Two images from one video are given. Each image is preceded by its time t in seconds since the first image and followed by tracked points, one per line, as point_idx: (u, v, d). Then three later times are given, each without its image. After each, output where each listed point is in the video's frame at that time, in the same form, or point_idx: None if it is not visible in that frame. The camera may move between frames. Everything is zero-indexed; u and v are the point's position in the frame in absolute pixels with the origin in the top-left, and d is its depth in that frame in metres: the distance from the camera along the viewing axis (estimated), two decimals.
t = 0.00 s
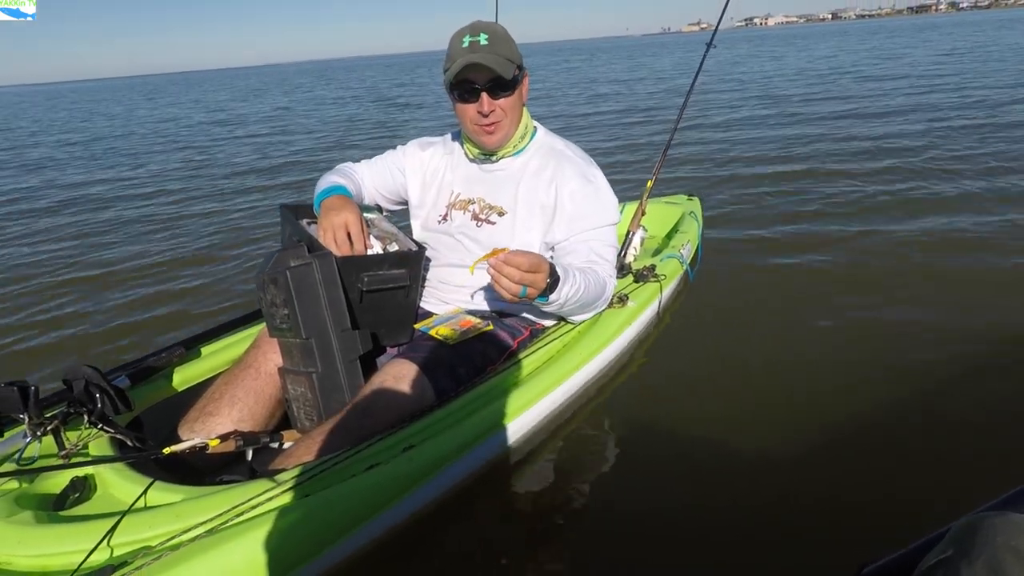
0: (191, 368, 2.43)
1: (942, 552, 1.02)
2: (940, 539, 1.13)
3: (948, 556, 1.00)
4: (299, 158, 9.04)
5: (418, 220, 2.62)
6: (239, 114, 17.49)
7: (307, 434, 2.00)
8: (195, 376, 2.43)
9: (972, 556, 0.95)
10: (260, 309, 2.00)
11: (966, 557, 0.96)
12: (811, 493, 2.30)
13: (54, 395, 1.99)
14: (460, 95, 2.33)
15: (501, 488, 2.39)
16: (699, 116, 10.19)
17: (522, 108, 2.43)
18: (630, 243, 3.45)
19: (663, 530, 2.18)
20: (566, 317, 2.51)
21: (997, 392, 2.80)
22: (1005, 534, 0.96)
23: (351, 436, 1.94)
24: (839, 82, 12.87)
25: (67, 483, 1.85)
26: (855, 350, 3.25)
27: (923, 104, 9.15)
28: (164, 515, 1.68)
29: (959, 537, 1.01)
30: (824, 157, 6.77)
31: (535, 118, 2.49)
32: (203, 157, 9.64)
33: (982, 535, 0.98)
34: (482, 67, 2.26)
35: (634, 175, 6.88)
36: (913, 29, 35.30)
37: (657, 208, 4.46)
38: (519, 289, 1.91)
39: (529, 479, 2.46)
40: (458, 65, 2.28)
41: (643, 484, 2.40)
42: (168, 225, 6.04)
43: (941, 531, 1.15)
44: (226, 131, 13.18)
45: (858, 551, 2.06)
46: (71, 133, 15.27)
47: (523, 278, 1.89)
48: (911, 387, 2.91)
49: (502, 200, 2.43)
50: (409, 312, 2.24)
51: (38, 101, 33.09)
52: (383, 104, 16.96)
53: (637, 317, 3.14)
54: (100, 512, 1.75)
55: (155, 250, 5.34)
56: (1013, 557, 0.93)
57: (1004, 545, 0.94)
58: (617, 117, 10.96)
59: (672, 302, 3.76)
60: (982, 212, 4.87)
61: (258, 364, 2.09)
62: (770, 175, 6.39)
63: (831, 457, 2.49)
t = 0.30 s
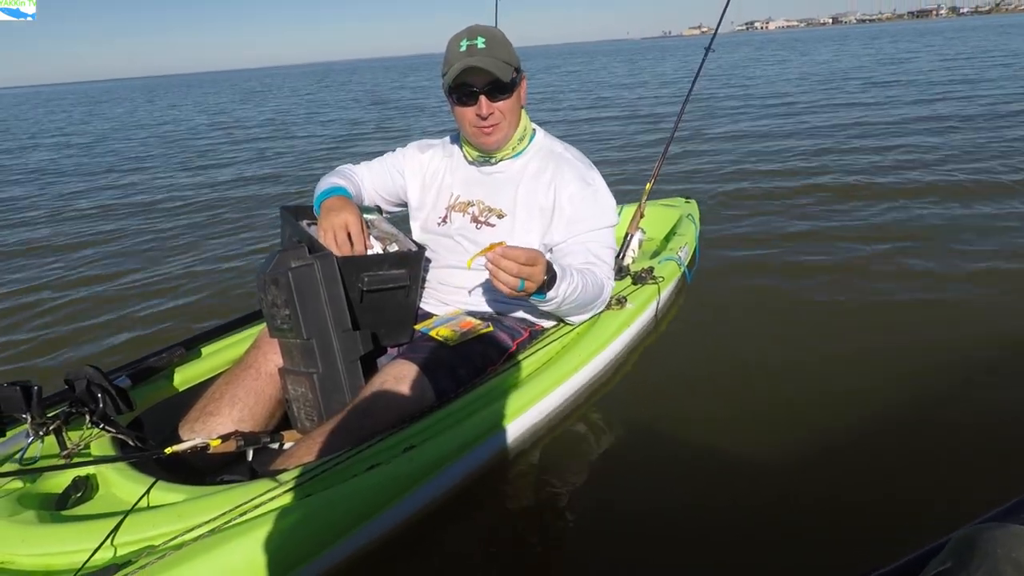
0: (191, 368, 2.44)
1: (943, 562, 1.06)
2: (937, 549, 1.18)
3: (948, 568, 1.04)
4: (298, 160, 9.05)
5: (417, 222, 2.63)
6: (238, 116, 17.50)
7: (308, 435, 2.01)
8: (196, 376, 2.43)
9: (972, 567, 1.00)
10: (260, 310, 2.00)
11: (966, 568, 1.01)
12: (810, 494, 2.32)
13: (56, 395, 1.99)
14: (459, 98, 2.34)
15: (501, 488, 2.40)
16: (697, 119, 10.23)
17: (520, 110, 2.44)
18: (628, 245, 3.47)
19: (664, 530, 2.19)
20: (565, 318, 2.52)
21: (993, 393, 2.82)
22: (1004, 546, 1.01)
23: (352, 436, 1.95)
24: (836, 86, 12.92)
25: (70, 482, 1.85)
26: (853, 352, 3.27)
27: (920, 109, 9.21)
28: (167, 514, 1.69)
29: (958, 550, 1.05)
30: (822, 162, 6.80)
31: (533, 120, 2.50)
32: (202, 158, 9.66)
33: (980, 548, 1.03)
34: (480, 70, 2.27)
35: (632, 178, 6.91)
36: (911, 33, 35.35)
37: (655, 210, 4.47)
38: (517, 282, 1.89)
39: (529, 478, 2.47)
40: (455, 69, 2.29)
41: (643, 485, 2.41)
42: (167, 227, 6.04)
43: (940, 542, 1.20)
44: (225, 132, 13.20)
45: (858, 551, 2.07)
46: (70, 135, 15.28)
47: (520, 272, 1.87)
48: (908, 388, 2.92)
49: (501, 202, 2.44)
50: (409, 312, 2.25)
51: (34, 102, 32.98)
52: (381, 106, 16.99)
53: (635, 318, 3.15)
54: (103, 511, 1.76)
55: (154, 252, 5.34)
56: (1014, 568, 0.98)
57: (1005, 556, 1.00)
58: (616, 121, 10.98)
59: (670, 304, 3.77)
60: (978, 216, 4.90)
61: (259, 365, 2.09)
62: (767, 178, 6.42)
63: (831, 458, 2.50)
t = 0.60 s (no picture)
0: (192, 369, 2.44)
1: (947, 565, 1.08)
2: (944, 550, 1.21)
3: (952, 569, 1.06)
4: (297, 163, 9.06)
5: (417, 222, 2.64)
6: (236, 118, 17.52)
7: (309, 433, 2.01)
8: (197, 377, 2.43)
9: (976, 568, 1.04)
10: (262, 309, 2.00)
11: (971, 569, 1.04)
12: (810, 494, 2.32)
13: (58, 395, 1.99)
14: (457, 98, 2.35)
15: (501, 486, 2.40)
16: (695, 121, 10.27)
17: (519, 110, 2.45)
18: (627, 244, 3.48)
19: (664, 531, 2.19)
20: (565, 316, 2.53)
21: (991, 394, 2.83)
22: (1008, 549, 1.05)
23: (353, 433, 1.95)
24: (833, 89, 12.96)
25: (72, 481, 1.85)
26: (853, 351, 3.28)
27: (917, 111, 9.25)
28: (171, 510, 1.69)
29: (961, 552, 1.08)
30: (819, 163, 6.83)
31: (531, 119, 2.51)
32: (201, 161, 9.67)
33: (984, 550, 1.06)
34: (478, 70, 2.28)
35: (631, 180, 6.94)
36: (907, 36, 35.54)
37: (653, 210, 4.49)
38: (518, 277, 1.89)
39: (528, 477, 2.47)
40: (453, 69, 2.30)
41: (643, 485, 2.41)
42: (167, 230, 6.04)
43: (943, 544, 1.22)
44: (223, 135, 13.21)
45: (860, 550, 2.07)
46: (68, 137, 15.29)
47: (521, 266, 1.87)
48: (907, 388, 2.93)
49: (501, 201, 2.45)
50: (410, 311, 2.25)
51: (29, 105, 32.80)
52: (379, 109, 17.01)
53: (635, 316, 3.16)
54: (106, 509, 1.75)
55: (153, 255, 5.34)
56: (1016, 570, 1.02)
57: (1009, 559, 1.03)
58: (614, 122, 10.99)
59: (669, 304, 3.78)
60: (975, 217, 4.93)
61: (260, 365, 2.10)
62: (765, 179, 6.44)
63: (831, 458, 2.51)
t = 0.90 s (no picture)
0: (196, 369, 2.45)
1: (950, 563, 1.05)
2: (946, 550, 1.16)
3: (955, 568, 1.03)
4: (296, 164, 9.07)
5: (416, 222, 2.66)
6: (235, 119, 17.53)
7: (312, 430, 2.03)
8: (201, 377, 2.45)
9: (980, 567, 1.00)
10: (264, 309, 2.02)
11: (972, 567, 1.01)
12: (810, 495, 2.33)
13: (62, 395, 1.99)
14: (456, 100, 2.37)
15: (500, 484, 2.42)
16: (693, 121, 10.30)
17: (517, 111, 2.47)
18: (625, 242, 3.50)
19: (665, 531, 2.20)
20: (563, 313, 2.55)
21: (988, 394, 2.85)
22: (1012, 546, 1.00)
23: (355, 429, 1.97)
24: (831, 90, 12.97)
25: (78, 478, 1.86)
26: (851, 351, 3.30)
27: (914, 112, 9.28)
28: (175, 505, 1.70)
29: (964, 550, 1.04)
30: (817, 164, 6.85)
31: (529, 120, 2.53)
32: (200, 162, 9.68)
33: (988, 549, 1.02)
34: (477, 72, 2.31)
35: (629, 179, 6.96)
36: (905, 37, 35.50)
37: (651, 209, 4.51)
38: (516, 272, 1.91)
39: (527, 476, 2.48)
40: (453, 71, 2.32)
41: (643, 486, 2.42)
42: (166, 231, 6.03)
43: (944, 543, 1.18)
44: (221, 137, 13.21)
45: (860, 550, 2.09)
46: (67, 137, 15.29)
47: (518, 261, 1.89)
48: (906, 388, 2.95)
49: (499, 201, 2.47)
50: (409, 310, 2.26)
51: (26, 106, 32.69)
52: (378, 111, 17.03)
53: (633, 313, 3.18)
54: (111, 504, 1.77)
55: (153, 256, 5.34)
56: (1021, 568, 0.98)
57: (1014, 558, 0.99)
58: (612, 123, 11.00)
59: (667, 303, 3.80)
60: (972, 217, 4.94)
61: (262, 365, 2.12)
62: (763, 179, 6.46)
63: (830, 458, 2.52)
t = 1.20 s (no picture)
0: (200, 368, 2.47)
1: (953, 562, 1.06)
2: (947, 551, 1.19)
3: (958, 567, 1.04)
4: (296, 165, 9.09)
5: (417, 222, 2.68)
6: (235, 120, 17.57)
7: (315, 428, 2.05)
8: (204, 375, 2.47)
9: (983, 566, 1.00)
10: (266, 309, 2.04)
11: (977, 567, 1.01)
12: (810, 495, 2.35)
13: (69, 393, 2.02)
14: (455, 101, 2.38)
15: (500, 482, 2.43)
16: (691, 123, 10.33)
17: (516, 113, 2.50)
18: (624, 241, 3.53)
19: (666, 531, 2.21)
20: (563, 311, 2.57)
21: (985, 395, 2.87)
22: (1014, 546, 0.99)
23: (358, 426, 1.99)
24: (830, 91, 12.98)
25: (85, 475, 1.88)
26: (850, 351, 3.32)
27: (913, 114, 9.31)
28: (181, 501, 1.73)
29: (968, 549, 1.05)
30: (816, 166, 6.87)
31: (528, 121, 2.55)
32: (200, 164, 9.70)
33: (992, 548, 1.02)
34: (476, 75, 2.32)
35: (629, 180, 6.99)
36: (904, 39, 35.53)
37: (649, 209, 4.54)
38: (517, 267, 1.93)
39: (527, 475, 2.50)
40: (453, 73, 2.34)
41: (643, 486, 2.43)
42: (166, 232, 6.04)
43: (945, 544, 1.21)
44: (221, 138, 13.24)
45: (860, 550, 2.09)
46: (67, 138, 15.31)
47: (518, 255, 1.91)
48: (906, 389, 2.96)
49: (498, 201, 2.49)
50: (410, 309, 2.29)
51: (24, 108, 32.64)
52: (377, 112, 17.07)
53: (632, 312, 3.20)
54: (118, 500, 1.79)
55: (153, 258, 5.35)
56: None
57: (1015, 557, 0.98)
58: (612, 124, 11.01)
59: (665, 302, 3.82)
60: (971, 219, 4.96)
61: (265, 364, 2.14)
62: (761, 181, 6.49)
63: (830, 459, 2.54)
